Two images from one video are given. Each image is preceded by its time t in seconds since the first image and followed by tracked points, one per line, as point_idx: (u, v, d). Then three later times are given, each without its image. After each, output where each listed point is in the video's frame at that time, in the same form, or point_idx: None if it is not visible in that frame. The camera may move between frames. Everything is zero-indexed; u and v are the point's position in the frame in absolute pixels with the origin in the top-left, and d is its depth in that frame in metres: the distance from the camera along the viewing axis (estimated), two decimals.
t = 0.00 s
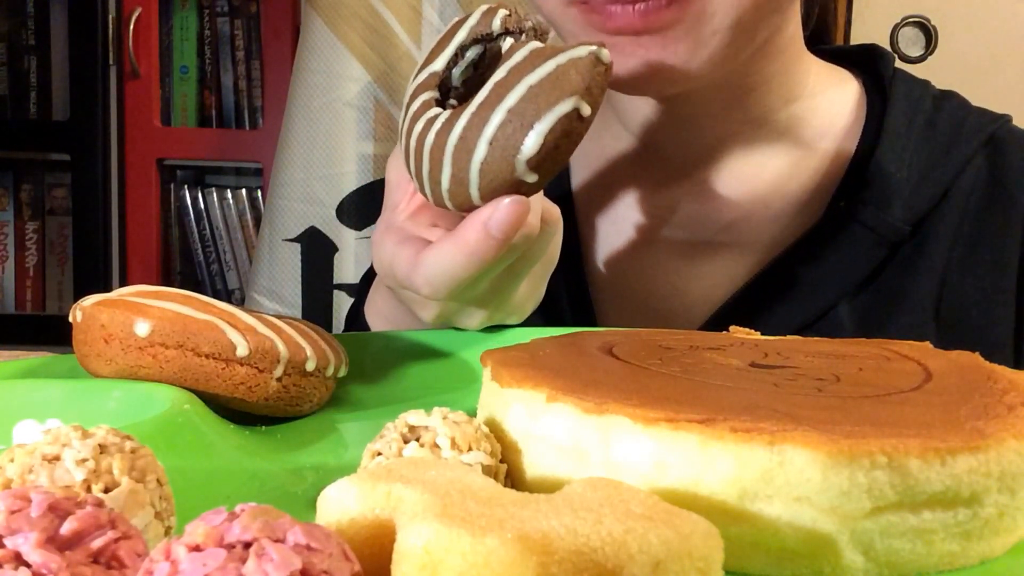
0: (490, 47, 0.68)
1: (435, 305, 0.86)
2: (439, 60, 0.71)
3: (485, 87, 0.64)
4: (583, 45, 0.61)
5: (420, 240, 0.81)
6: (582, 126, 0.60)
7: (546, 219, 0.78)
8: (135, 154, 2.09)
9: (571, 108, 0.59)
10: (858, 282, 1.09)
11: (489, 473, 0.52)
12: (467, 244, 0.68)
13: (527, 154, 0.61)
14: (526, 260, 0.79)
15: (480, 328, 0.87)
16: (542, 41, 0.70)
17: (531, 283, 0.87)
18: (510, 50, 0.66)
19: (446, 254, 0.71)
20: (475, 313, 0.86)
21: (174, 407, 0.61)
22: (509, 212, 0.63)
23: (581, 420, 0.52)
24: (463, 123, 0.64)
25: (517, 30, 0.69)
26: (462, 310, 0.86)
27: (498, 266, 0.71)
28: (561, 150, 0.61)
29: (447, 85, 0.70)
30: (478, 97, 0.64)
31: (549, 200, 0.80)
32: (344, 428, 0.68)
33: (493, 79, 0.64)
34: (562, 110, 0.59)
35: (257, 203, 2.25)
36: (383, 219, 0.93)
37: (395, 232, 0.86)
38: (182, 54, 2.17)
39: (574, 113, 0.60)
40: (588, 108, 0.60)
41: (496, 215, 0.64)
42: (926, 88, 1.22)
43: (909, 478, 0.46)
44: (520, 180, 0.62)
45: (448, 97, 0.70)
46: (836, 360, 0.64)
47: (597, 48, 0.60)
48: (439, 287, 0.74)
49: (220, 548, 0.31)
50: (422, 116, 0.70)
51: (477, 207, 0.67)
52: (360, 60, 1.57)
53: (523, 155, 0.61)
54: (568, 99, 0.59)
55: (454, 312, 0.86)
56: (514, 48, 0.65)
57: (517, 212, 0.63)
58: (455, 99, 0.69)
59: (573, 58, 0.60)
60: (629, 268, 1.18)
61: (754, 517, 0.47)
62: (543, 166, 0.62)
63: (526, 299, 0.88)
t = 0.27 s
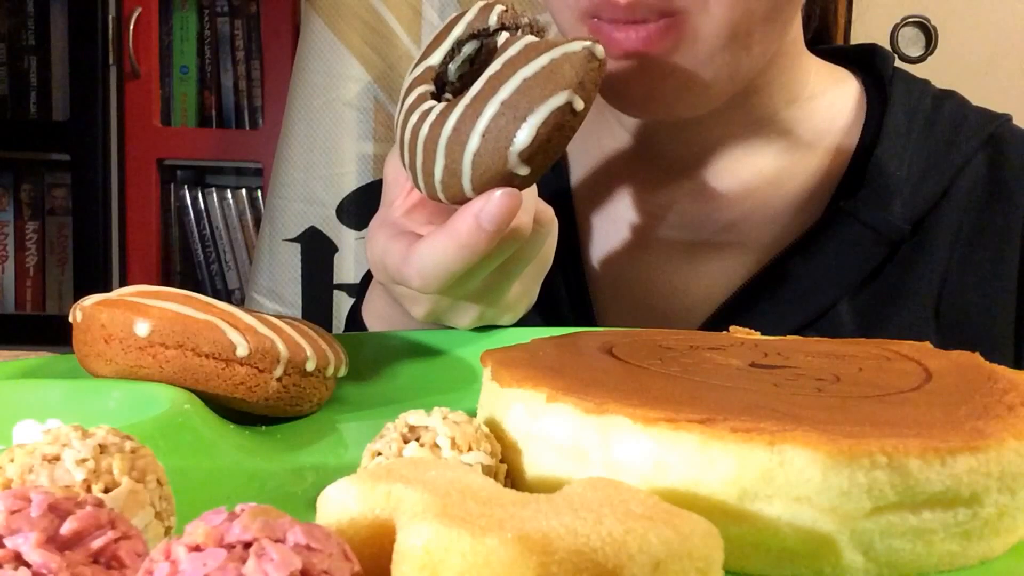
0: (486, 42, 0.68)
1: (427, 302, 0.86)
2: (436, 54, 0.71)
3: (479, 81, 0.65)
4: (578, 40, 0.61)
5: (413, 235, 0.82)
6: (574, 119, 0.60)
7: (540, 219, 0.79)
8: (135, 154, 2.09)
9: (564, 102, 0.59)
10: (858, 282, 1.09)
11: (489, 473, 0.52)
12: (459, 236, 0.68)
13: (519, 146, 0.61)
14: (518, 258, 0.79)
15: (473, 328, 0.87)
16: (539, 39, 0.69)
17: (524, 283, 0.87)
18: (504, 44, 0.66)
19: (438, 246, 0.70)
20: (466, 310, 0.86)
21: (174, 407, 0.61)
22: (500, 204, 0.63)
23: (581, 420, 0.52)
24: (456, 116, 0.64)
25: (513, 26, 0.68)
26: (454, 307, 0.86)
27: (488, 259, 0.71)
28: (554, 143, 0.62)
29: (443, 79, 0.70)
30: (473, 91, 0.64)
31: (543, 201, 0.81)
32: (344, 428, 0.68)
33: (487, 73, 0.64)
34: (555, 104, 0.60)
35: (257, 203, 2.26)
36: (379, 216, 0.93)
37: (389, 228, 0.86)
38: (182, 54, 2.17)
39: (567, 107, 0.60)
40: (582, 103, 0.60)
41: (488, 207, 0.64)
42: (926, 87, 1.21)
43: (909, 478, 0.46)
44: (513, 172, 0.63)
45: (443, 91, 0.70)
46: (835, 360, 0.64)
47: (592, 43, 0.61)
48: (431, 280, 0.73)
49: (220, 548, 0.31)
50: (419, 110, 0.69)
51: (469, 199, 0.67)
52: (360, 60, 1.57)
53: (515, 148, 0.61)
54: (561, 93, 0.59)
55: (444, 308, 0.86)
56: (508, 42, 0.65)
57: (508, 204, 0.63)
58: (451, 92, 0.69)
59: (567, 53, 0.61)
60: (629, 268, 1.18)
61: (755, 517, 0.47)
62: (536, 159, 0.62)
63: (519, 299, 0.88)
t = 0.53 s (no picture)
0: (485, 47, 0.68)
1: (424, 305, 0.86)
2: (435, 59, 0.71)
3: (475, 88, 0.65)
4: (575, 49, 0.61)
5: (409, 238, 0.82)
6: (569, 130, 0.60)
7: (538, 222, 0.79)
8: (135, 154, 2.09)
9: (559, 112, 0.59)
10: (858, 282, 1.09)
11: (489, 473, 0.52)
12: (453, 242, 0.68)
13: (513, 155, 0.61)
14: (515, 261, 0.79)
15: (470, 329, 0.87)
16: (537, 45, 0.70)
17: (523, 285, 0.87)
18: (502, 50, 0.66)
19: (433, 252, 0.70)
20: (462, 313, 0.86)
21: (174, 407, 0.61)
22: (493, 211, 0.63)
23: (581, 420, 0.52)
24: (452, 122, 0.65)
25: (512, 32, 0.69)
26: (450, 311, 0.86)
27: (484, 263, 0.71)
28: (548, 153, 0.61)
29: (441, 83, 0.70)
30: (470, 97, 0.64)
31: (541, 204, 0.80)
32: (344, 428, 0.68)
33: (483, 80, 0.64)
34: (549, 115, 0.59)
35: (257, 203, 2.26)
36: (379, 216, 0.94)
37: (387, 229, 0.86)
38: (182, 54, 2.17)
39: (562, 117, 0.59)
40: (577, 113, 0.60)
41: (481, 214, 0.64)
42: (927, 87, 1.21)
43: (909, 478, 0.46)
44: (506, 181, 0.62)
45: (440, 96, 0.70)
46: (835, 360, 0.64)
47: (590, 52, 0.60)
48: (426, 286, 0.73)
49: (220, 548, 0.31)
50: (417, 115, 0.70)
51: (464, 204, 0.66)
52: (360, 60, 1.56)
53: (509, 157, 0.61)
54: (556, 103, 0.59)
55: (441, 312, 0.86)
56: (506, 50, 0.65)
57: (501, 211, 0.63)
58: (448, 95, 0.69)
59: (563, 62, 0.60)
60: (630, 267, 1.18)
61: (755, 517, 0.47)
62: (529, 168, 0.62)
63: (516, 301, 0.88)
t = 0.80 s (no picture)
0: (487, 48, 0.68)
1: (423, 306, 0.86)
2: (436, 60, 0.71)
3: (475, 91, 0.64)
4: (575, 54, 0.60)
5: (408, 239, 0.82)
6: (565, 135, 0.60)
7: (539, 224, 0.79)
8: (135, 154, 2.09)
9: (555, 117, 0.59)
10: (858, 281, 1.09)
11: (489, 473, 0.52)
12: (450, 245, 0.68)
13: (508, 160, 0.61)
14: (514, 263, 0.79)
15: (469, 330, 0.87)
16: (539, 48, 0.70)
17: (522, 287, 0.87)
18: (502, 53, 0.66)
19: (431, 253, 0.70)
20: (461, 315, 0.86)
21: (174, 407, 0.61)
22: (490, 215, 0.63)
23: (581, 420, 0.52)
24: (450, 124, 0.65)
25: (513, 34, 0.69)
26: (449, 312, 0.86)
27: (482, 265, 0.71)
28: (544, 157, 0.61)
29: (441, 84, 0.70)
30: (469, 99, 0.64)
31: (541, 207, 0.80)
32: (344, 428, 0.68)
33: (482, 83, 0.64)
34: (544, 121, 0.59)
35: (257, 203, 2.26)
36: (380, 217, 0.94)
37: (387, 230, 0.86)
38: (182, 54, 2.17)
39: (558, 123, 0.59)
40: (574, 119, 0.59)
41: (478, 217, 0.64)
42: (927, 87, 1.21)
43: (909, 478, 0.46)
44: (501, 185, 0.62)
45: (440, 97, 0.70)
46: (835, 360, 0.64)
47: (590, 58, 0.60)
48: (422, 288, 0.73)
49: (220, 548, 0.31)
50: (417, 116, 0.70)
51: (461, 207, 0.66)
52: (360, 60, 1.57)
53: (504, 162, 0.61)
54: (553, 109, 0.59)
55: (440, 313, 0.86)
56: (505, 52, 0.65)
57: (498, 215, 0.63)
58: (448, 97, 0.69)
59: (562, 67, 0.60)
60: (630, 267, 1.18)
61: (755, 517, 0.47)
62: (525, 173, 0.62)
63: (516, 303, 0.88)
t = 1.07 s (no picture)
0: (491, 49, 0.68)
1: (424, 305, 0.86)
2: (441, 58, 0.71)
3: (478, 90, 0.64)
4: (579, 54, 0.60)
5: (408, 238, 0.81)
6: (568, 136, 0.60)
7: (540, 224, 0.79)
8: (135, 154, 2.09)
9: (557, 118, 0.59)
10: (858, 281, 1.09)
11: (489, 473, 0.52)
12: (450, 244, 0.68)
13: (510, 160, 0.61)
14: (515, 263, 0.79)
15: (469, 330, 0.87)
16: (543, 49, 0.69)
17: (523, 287, 0.87)
18: (506, 53, 0.66)
19: (432, 252, 0.70)
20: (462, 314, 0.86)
21: (174, 407, 0.61)
22: (490, 215, 0.63)
23: (581, 420, 0.52)
24: (452, 123, 0.65)
25: (518, 35, 0.68)
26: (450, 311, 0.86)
27: (482, 265, 0.71)
28: (545, 158, 0.61)
29: (446, 83, 0.70)
30: (473, 98, 0.64)
31: (542, 208, 0.81)
32: (344, 428, 0.68)
33: (486, 83, 0.64)
34: (546, 122, 0.59)
35: (257, 203, 2.26)
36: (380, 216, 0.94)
37: (387, 230, 0.86)
38: (182, 55, 2.17)
39: (561, 123, 0.59)
40: (576, 120, 0.59)
41: (478, 217, 0.64)
42: (928, 87, 1.21)
43: (909, 478, 0.46)
44: (503, 185, 0.62)
45: (444, 96, 0.70)
46: (835, 360, 0.64)
47: (594, 58, 0.60)
48: (422, 288, 0.73)
49: (220, 548, 0.31)
50: (420, 114, 0.70)
51: (461, 207, 0.67)
52: (360, 60, 1.57)
53: (506, 161, 0.61)
54: (555, 109, 0.59)
55: (441, 312, 0.86)
56: (510, 52, 0.65)
57: (498, 215, 0.63)
58: (451, 95, 0.69)
59: (566, 67, 0.60)
60: (630, 267, 1.18)
61: (755, 517, 0.47)
62: (527, 172, 0.62)
63: (517, 303, 0.88)
